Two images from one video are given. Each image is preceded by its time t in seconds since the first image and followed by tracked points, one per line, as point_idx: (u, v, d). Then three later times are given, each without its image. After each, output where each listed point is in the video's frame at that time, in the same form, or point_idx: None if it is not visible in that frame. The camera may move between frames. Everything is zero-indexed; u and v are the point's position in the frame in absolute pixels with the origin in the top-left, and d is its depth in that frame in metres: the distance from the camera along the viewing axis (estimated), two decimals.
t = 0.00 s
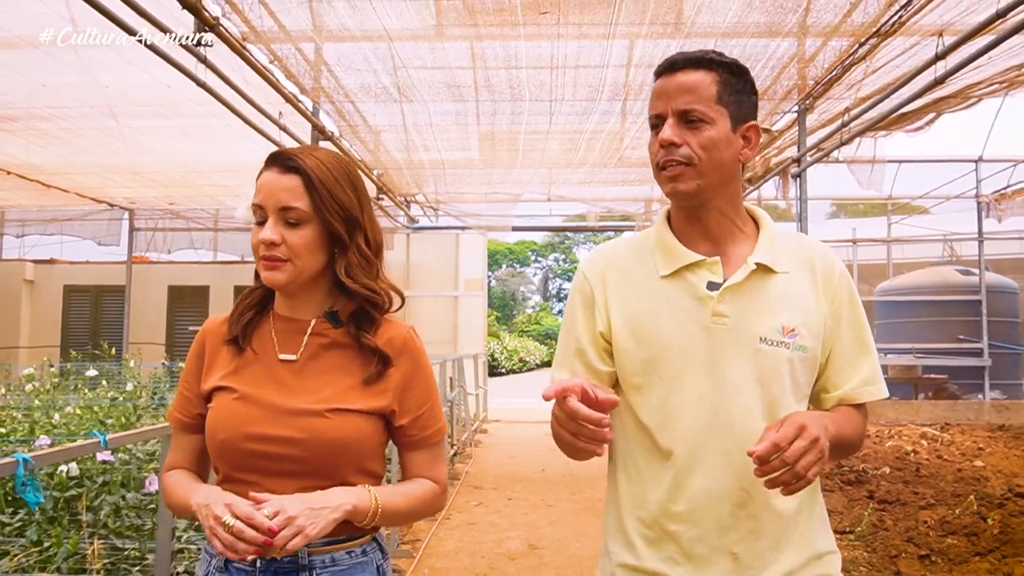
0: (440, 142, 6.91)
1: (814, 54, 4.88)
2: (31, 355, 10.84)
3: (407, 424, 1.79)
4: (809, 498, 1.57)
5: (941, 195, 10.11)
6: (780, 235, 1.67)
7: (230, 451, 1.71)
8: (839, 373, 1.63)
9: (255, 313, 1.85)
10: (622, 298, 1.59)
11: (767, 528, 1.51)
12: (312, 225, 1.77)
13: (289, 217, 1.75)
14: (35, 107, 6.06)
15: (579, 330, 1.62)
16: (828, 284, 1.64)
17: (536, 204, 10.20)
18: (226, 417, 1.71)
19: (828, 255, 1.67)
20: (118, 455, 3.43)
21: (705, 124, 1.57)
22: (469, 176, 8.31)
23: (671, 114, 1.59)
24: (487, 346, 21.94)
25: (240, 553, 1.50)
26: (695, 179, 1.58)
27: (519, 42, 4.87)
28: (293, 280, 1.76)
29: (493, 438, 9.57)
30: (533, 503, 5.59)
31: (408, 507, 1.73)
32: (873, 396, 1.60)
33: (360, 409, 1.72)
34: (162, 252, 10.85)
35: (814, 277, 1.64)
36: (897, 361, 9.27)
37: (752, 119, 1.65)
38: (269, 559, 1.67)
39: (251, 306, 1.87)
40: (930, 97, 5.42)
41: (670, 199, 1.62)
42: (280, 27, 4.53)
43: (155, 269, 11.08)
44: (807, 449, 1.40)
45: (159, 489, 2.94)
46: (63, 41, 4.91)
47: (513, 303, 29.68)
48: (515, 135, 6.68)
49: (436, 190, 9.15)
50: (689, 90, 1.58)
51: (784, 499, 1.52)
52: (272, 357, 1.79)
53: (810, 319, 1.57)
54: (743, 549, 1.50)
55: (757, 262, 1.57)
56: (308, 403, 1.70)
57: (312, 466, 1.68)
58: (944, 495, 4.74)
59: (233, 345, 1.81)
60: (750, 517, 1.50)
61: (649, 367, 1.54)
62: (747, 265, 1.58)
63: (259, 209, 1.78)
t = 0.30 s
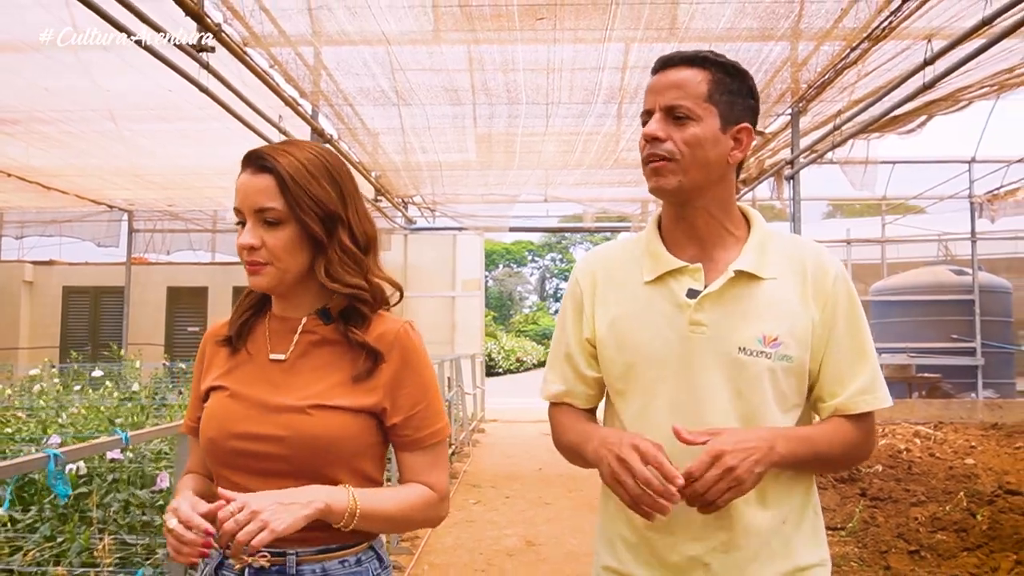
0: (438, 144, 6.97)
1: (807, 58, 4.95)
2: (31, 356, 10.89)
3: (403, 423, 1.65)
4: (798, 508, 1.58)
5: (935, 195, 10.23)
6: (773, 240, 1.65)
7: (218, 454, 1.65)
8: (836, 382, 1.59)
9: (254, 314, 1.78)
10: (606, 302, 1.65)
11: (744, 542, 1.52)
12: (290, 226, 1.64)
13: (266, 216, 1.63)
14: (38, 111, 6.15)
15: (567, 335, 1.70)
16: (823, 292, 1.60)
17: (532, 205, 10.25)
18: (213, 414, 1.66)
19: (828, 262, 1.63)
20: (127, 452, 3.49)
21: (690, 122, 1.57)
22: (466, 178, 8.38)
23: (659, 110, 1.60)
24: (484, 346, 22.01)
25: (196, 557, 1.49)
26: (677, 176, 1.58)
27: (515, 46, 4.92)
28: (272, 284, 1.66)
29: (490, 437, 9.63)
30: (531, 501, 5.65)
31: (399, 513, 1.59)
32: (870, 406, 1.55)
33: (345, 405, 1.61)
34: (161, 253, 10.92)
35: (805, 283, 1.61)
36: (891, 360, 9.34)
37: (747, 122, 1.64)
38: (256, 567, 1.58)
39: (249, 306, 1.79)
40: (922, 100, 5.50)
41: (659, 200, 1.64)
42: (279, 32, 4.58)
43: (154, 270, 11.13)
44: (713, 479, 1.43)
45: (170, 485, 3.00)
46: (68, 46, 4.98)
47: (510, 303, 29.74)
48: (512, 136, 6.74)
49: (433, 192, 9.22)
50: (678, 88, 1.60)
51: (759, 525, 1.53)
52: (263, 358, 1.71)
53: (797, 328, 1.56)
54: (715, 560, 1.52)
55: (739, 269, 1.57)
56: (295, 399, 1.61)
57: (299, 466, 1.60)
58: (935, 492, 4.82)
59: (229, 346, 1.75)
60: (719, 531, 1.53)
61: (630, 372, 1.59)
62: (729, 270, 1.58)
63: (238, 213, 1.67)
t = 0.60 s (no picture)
0: (437, 147, 7.06)
1: (798, 63, 5.05)
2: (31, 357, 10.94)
3: (384, 421, 1.59)
4: (797, 517, 1.48)
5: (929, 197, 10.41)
6: (784, 236, 1.57)
7: (212, 454, 1.67)
8: (842, 388, 1.47)
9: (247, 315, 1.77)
10: (616, 298, 1.66)
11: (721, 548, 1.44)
12: (267, 227, 1.61)
13: (243, 217, 1.60)
14: (42, 114, 6.26)
15: (584, 330, 1.74)
16: (831, 294, 1.49)
17: (530, 206, 10.33)
18: (207, 419, 1.68)
19: (843, 261, 1.52)
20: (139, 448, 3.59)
21: (692, 123, 1.52)
22: (464, 179, 8.47)
23: (660, 113, 1.55)
24: (482, 346, 22.13)
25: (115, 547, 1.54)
26: (679, 180, 1.54)
27: (513, 50, 5.00)
28: (257, 285, 1.64)
29: (488, 437, 9.72)
30: (528, 498, 5.73)
31: (387, 513, 1.54)
32: (875, 416, 1.43)
33: (328, 410, 1.58)
34: (162, 254, 11.07)
35: (812, 280, 1.51)
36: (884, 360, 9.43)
37: (756, 116, 1.57)
38: (245, 558, 1.56)
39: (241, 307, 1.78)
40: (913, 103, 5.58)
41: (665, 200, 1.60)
42: (280, 37, 4.67)
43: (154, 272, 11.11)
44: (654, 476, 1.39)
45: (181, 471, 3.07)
46: (73, 51, 5.07)
47: (508, 303, 29.79)
48: (509, 139, 6.82)
49: (432, 193, 9.32)
50: (679, 88, 1.54)
51: (738, 532, 1.45)
52: (253, 360, 1.70)
53: (796, 327, 1.47)
54: (692, 560, 1.46)
55: (737, 264, 1.51)
56: (280, 403, 1.60)
57: (286, 471, 1.58)
58: (924, 488, 4.92)
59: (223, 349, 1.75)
60: (693, 534, 1.47)
61: (629, 367, 1.60)
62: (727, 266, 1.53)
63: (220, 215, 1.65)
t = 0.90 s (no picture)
0: (438, 150, 7.16)
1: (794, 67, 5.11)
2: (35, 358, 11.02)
3: (352, 433, 1.58)
4: (819, 516, 1.36)
5: (927, 198, 10.59)
6: (810, 226, 1.43)
7: (181, 461, 1.64)
8: (863, 378, 1.33)
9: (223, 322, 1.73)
10: (636, 287, 1.54)
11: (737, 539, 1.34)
12: (244, 237, 1.60)
13: (224, 227, 1.60)
14: (50, 118, 6.36)
15: (609, 317, 1.63)
16: (854, 284, 1.36)
17: (530, 208, 10.41)
18: (178, 427, 1.64)
19: (871, 251, 1.38)
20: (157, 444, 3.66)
21: (715, 108, 1.40)
22: (465, 182, 8.55)
23: (683, 98, 1.44)
24: (482, 346, 22.25)
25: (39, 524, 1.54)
26: (701, 165, 1.42)
27: (515, 55, 5.07)
28: (231, 293, 1.62)
29: (488, 436, 9.80)
30: (528, 497, 5.81)
31: (350, 522, 1.51)
32: (894, 405, 1.29)
33: (300, 420, 1.56)
34: (165, 255, 10.88)
35: (834, 270, 1.37)
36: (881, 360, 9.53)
37: (783, 104, 1.44)
38: (207, 561, 1.55)
39: (216, 314, 1.74)
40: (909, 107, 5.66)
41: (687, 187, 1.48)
42: (285, 42, 4.74)
43: (156, 273, 11.26)
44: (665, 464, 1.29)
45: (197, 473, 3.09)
46: (82, 55, 5.16)
47: (507, 304, 29.60)
48: (511, 142, 6.90)
49: (433, 195, 9.42)
50: (703, 73, 1.42)
51: (758, 524, 1.34)
52: (228, 369, 1.67)
53: (816, 318, 1.34)
54: (708, 550, 1.36)
55: (756, 254, 1.38)
56: (258, 411, 1.58)
57: (258, 477, 1.57)
58: (917, 486, 5.05)
59: (195, 356, 1.71)
60: (711, 521, 1.37)
61: (648, 357, 1.48)
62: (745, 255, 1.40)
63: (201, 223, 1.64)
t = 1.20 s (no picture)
0: (444, 152, 7.25)
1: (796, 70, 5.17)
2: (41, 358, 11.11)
3: (339, 424, 1.57)
4: (835, 516, 1.41)
5: (928, 199, 10.65)
6: (823, 232, 1.47)
7: (174, 455, 1.63)
8: (873, 386, 1.38)
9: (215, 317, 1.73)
10: (646, 291, 1.55)
11: (764, 541, 1.37)
12: (242, 229, 1.60)
13: (222, 219, 1.60)
14: (61, 121, 6.44)
15: (612, 320, 1.64)
16: (869, 292, 1.40)
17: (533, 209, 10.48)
18: (168, 421, 1.64)
19: (880, 259, 1.43)
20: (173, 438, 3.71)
21: (729, 117, 1.42)
22: (469, 183, 8.63)
23: (696, 107, 1.45)
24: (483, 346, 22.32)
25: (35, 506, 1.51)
26: (717, 175, 1.44)
27: (521, 58, 5.12)
28: (229, 289, 1.62)
29: (492, 435, 9.88)
30: (532, 494, 5.88)
31: (334, 511, 1.52)
32: (910, 415, 1.34)
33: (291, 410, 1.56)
34: (171, 255, 11.09)
35: (850, 279, 1.41)
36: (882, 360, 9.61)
37: (794, 112, 1.47)
38: (197, 547, 1.58)
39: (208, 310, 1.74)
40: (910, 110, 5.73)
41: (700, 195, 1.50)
42: (294, 46, 4.79)
43: (163, 273, 11.33)
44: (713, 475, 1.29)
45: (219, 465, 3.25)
46: (96, 60, 5.25)
47: (508, 304, 29.81)
48: (516, 144, 6.98)
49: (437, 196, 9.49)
50: (717, 82, 1.44)
51: (784, 527, 1.37)
52: (217, 361, 1.67)
53: (835, 326, 1.38)
54: (737, 553, 1.38)
55: (775, 262, 1.41)
56: (240, 403, 1.58)
57: (245, 466, 1.56)
58: (916, 484, 5.14)
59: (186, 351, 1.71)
60: (740, 521, 1.39)
61: (662, 363, 1.49)
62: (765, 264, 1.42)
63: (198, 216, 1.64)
